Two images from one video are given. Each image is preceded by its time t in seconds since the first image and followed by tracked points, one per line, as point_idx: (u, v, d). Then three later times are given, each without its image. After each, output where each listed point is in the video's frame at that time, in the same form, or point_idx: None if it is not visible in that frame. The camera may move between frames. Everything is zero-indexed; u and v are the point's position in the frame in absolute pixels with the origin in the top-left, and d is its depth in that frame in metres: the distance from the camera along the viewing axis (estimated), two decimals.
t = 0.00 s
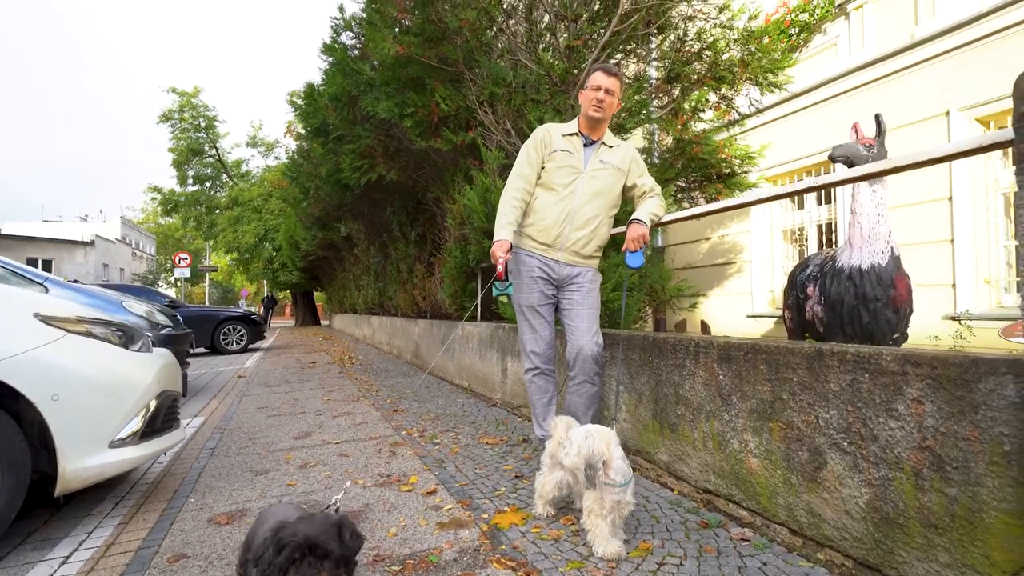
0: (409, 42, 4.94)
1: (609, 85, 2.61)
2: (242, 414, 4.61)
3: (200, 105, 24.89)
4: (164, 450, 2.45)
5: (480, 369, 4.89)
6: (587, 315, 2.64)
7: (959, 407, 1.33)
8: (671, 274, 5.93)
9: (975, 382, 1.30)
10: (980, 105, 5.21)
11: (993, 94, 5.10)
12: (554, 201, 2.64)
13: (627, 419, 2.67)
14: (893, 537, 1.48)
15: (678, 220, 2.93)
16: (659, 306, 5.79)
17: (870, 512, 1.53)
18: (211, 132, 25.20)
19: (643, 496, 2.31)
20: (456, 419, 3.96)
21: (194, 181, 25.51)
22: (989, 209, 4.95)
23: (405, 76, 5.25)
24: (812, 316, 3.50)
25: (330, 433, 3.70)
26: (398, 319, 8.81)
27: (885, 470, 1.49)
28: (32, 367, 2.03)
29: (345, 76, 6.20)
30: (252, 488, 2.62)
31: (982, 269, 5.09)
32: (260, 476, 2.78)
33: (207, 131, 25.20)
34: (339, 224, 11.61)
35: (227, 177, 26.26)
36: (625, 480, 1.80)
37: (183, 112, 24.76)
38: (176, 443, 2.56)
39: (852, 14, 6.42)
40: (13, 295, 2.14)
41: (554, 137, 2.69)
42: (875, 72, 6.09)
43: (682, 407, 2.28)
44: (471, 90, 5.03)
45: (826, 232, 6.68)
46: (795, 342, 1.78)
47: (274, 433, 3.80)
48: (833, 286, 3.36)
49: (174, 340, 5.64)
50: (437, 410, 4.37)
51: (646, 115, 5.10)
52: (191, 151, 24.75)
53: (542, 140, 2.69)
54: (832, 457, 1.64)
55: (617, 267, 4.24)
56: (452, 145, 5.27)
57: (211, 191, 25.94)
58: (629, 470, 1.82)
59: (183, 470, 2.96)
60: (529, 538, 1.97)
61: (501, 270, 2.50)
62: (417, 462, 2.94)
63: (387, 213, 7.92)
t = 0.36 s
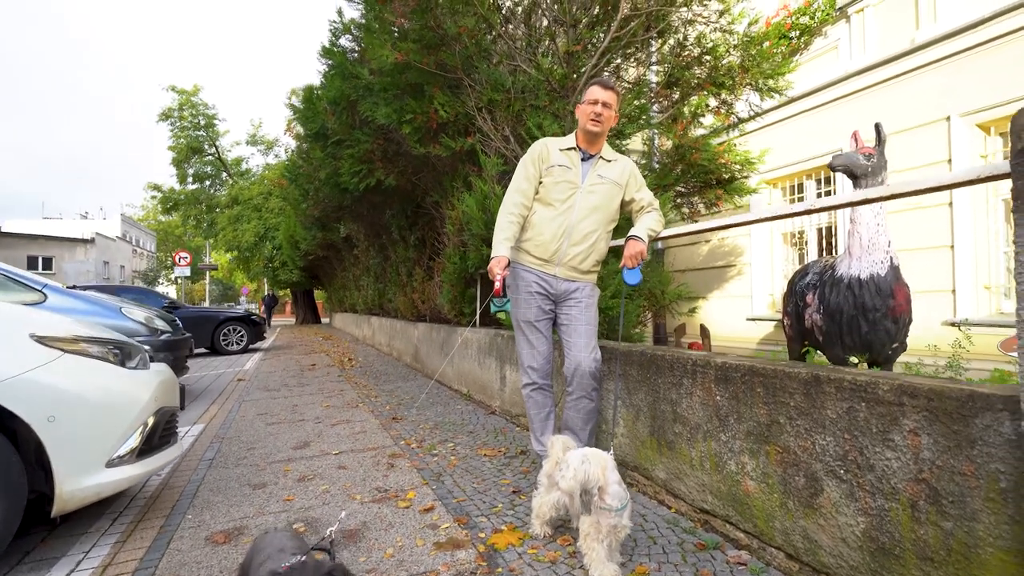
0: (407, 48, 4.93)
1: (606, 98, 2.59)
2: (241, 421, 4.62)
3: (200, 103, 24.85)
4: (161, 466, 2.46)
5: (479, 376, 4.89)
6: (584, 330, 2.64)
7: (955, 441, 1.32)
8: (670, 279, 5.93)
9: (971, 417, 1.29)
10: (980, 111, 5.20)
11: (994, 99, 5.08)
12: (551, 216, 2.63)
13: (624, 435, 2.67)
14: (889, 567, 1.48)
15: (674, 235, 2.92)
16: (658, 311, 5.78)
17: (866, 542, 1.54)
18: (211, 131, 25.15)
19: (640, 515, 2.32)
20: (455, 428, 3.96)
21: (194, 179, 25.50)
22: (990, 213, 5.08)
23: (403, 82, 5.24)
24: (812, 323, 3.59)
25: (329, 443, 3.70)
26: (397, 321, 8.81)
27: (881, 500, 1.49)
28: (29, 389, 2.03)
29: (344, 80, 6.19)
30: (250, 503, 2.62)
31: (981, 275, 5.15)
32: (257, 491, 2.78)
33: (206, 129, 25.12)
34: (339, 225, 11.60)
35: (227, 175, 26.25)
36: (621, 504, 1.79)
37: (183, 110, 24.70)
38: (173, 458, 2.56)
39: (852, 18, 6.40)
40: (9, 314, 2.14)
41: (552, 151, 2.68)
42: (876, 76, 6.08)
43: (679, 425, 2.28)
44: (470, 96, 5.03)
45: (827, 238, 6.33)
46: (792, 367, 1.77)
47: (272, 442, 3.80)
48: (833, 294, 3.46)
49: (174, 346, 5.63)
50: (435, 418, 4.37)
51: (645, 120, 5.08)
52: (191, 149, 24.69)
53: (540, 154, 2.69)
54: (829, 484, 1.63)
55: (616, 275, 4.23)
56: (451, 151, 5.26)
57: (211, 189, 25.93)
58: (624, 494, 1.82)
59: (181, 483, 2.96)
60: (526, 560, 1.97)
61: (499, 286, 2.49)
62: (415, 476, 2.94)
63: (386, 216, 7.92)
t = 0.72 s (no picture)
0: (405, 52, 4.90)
1: (602, 111, 2.57)
2: (240, 428, 4.62)
3: (199, 99, 24.73)
4: (158, 482, 2.46)
5: (478, 381, 4.89)
6: (582, 345, 2.63)
7: (953, 476, 1.32)
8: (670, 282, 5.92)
9: (969, 452, 1.29)
10: (981, 115, 5.17)
11: (995, 104, 5.05)
12: (549, 230, 2.62)
13: (622, 450, 2.67)
14: None
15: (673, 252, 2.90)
16: (658, 315, 5.77)
17: (864, 571, 1.53)
18: (211, 127, 25.06)
19: (638, 532, 2.31)
20: (453, 437, 3.95)
21: (193, 176, 25.44)
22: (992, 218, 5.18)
23: (401, 85, 5.21)
24: (812, 330, 3.64)
25: (327, 452, 3.70)
26: (396, 323, 8.80)
27: (878, 530, 1.49)
28: (24, 410, 2.02)
29: (342, 83, 6.16)
30: (247, 518, 2.61)
31: (982, 281, 5.18)
32: (255, 504, 2.77)
33: (206, 126, 24.99)
34: (339, 225, 11.58)
35: (227, 172, 26.18)
36: (617, 528, 1.82)
37: (182, 107, 24.60)
38: (169, 474, 2.56)
39: (854, 19, 6.33)
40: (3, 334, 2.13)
41: (551, 164, 2.66)
42: (878, 79, 6.03)
43: (677, 443, 2.27)
44: (469, 101, 5.00)
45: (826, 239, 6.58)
46: (789, 391, 1.76)
47: (270, 451, 3.80)
48: (829, 299, 3.48)
49: (173, 350, 5.62)
50: (434, 425, 4.37)
51: (645, 124, 5.01)
52: (191, 146, 24.58)
53: (538, 168, 2.67)
54: (826, 511, 1.63)
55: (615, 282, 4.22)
56: (450, 156, 5.24)
57: (211, 186, 25.87)
58: (620, 518, 1.85)
59: (179, 495, 2.96)
60: None
61: (497, 302, 2.48)
62: (413, 488, 2.94)
63: (385, 218, 7.89)
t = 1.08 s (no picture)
0: (401, 55, 4.86)
1: (598, 121, 2.55)
2: (237, 432, 4.61)
3: (197, 94, 24.56)
4: (152, 496, 2.45)
5: (475, 386, 4.88)
6: (579, 357, 2.63)
7: (949, 506, 1.31)
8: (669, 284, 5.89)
9: (966, 483, 1.28)
10: (982, 117, 5.15)
11: (995, 107, 5.03)
12: (546, 242, 2.60)
13: (618, 461, 2.66)
14: None
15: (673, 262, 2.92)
16: (656, 317, 5.76)
17: None
18: (209, 122, 24.91)
19: (633, 547, 2.31)
20: (451, 443, 3.94)
21: (192, 172, 25.36)
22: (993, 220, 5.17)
23: (398, 88, 5.17)
24: (810, 335, 3.65)
25: (324, 459, 3.69)
26: (394, 322, 8.78)
27: (874, 556, 1.48)
28: (15, 427, 2.01)
29: (339, 83, 6.11)
30: (242, 531, 2.61)
31: (981, 284, 5.17)
32: (250, 516, 2.77)
33: (204, 121, 24.83)
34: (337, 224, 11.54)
35: (226, 167, 26.08)
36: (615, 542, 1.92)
37: (180, 102, 24.45)
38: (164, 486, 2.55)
39: (855, 18, 6.27)
40: None
41: (548, 175, 2.64)
42: (878, 79, 5.99)
43: (673, 458, 2.26)
44: (466, 104, 4.96)
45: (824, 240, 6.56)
46: (785, 412, 1.75)
47: (267, 457, 3.79)
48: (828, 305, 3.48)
49: (171, 353, 5.59)
50: (431, 430, 4.36)
51: (645, 125, 4.97)
52: (190, 141, 24.42)
53: (534, 179, 2.65)
54: (822, 535, 1.62)
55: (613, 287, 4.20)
56: (447, 158, 5.20)
57: (209, 182, 25.80)
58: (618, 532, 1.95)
59: (174, 505, 2.95)
60: None
61: (493, 315, 2.46)
62: (409, 499, 2.93)
63: (383, 217, 7.86)
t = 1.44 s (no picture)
0: (398, 55, 4.80)
1: (598, 130, 2.52)
2: (234, 435, 4.60)
3: (195, 88, 24.41)
4: (146, 508, 2.44)
5: (473, 389, 4.86)
6: (576, 368, 2.61)
7: (950, 537, 1.29)
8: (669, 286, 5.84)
9: (967, 515, 1.26)
10: (984, 119, 5.11)
11: (996, 109, 4.99)
12: (543, 252, 2.57)
13: (616, 472, 2.64)
14: None
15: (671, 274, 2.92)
16: (655, 319, 5.74)
17: None
18: (207, 117, 24.76)
19: (630, 560, 2.29)
20: (448, 448, 3.93)
21: (190, 166, 25.26)
22: (993, 222, 5.15)
23: (395, 88, 5.12)
24: (810, 340, 3.68)
25: (320, 465, 3.67)
26: (393, 321, 8.75)
27: None
28: (5, 444, 2.00)
29: (337, 82, 6.05)
30: (237, 542, 2.59)
31: (981, 287, 5.16)
32: (245, 526, 2.75)
33: (202, 115, 24.68)
34: (336, 222, 11.53)
35: (225, 162, 25.98)
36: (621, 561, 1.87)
37: (178, 96, 24.32)
38: (158, 498, 2.54)
39: (857, 17, 6.21)
40: None
41: (545, 184, 2.61)
42: (880, 79, 5.93)
43: (670, 472, 2.24)
44: (464, 105, 4.92)
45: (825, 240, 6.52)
46: (784, 432, 1.73)
47: (264, 463, 3.78)
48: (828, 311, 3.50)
49: (167, 354, 5.56)
50: (429, 434, 4.35)
51: (645, 125, 4.93)
52: (187, 136, 24.29)
53: (532, 188, 2.62)
54: (820, 558, 1.61)
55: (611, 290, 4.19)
56: (445, 159, 5.16)
57: (208, 176, 25.72)
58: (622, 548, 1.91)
59: (169, 513, 2.94)
60: None
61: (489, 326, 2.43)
62: (405, 508, 2.92)
63: (381, 216, 7.83)
